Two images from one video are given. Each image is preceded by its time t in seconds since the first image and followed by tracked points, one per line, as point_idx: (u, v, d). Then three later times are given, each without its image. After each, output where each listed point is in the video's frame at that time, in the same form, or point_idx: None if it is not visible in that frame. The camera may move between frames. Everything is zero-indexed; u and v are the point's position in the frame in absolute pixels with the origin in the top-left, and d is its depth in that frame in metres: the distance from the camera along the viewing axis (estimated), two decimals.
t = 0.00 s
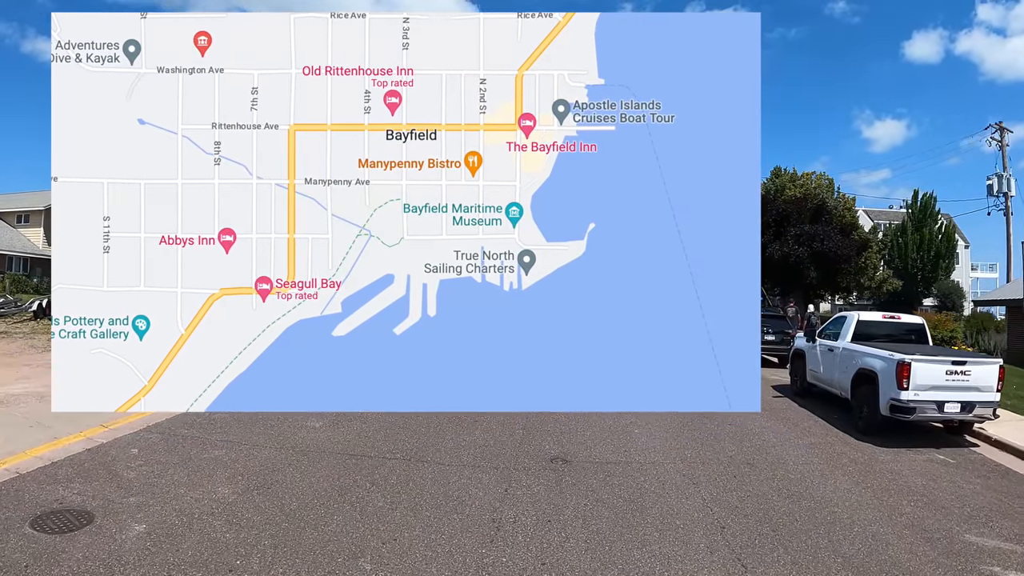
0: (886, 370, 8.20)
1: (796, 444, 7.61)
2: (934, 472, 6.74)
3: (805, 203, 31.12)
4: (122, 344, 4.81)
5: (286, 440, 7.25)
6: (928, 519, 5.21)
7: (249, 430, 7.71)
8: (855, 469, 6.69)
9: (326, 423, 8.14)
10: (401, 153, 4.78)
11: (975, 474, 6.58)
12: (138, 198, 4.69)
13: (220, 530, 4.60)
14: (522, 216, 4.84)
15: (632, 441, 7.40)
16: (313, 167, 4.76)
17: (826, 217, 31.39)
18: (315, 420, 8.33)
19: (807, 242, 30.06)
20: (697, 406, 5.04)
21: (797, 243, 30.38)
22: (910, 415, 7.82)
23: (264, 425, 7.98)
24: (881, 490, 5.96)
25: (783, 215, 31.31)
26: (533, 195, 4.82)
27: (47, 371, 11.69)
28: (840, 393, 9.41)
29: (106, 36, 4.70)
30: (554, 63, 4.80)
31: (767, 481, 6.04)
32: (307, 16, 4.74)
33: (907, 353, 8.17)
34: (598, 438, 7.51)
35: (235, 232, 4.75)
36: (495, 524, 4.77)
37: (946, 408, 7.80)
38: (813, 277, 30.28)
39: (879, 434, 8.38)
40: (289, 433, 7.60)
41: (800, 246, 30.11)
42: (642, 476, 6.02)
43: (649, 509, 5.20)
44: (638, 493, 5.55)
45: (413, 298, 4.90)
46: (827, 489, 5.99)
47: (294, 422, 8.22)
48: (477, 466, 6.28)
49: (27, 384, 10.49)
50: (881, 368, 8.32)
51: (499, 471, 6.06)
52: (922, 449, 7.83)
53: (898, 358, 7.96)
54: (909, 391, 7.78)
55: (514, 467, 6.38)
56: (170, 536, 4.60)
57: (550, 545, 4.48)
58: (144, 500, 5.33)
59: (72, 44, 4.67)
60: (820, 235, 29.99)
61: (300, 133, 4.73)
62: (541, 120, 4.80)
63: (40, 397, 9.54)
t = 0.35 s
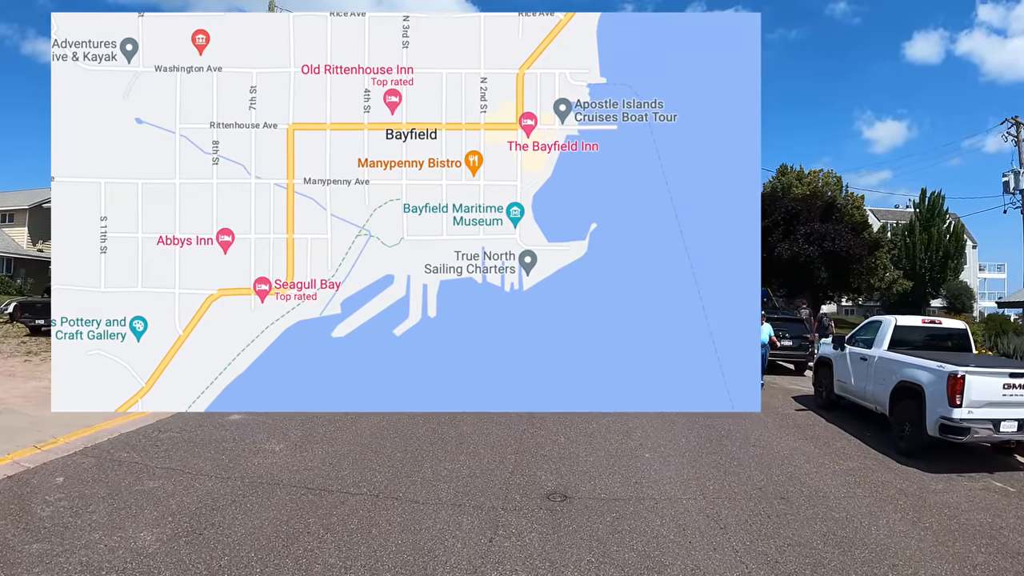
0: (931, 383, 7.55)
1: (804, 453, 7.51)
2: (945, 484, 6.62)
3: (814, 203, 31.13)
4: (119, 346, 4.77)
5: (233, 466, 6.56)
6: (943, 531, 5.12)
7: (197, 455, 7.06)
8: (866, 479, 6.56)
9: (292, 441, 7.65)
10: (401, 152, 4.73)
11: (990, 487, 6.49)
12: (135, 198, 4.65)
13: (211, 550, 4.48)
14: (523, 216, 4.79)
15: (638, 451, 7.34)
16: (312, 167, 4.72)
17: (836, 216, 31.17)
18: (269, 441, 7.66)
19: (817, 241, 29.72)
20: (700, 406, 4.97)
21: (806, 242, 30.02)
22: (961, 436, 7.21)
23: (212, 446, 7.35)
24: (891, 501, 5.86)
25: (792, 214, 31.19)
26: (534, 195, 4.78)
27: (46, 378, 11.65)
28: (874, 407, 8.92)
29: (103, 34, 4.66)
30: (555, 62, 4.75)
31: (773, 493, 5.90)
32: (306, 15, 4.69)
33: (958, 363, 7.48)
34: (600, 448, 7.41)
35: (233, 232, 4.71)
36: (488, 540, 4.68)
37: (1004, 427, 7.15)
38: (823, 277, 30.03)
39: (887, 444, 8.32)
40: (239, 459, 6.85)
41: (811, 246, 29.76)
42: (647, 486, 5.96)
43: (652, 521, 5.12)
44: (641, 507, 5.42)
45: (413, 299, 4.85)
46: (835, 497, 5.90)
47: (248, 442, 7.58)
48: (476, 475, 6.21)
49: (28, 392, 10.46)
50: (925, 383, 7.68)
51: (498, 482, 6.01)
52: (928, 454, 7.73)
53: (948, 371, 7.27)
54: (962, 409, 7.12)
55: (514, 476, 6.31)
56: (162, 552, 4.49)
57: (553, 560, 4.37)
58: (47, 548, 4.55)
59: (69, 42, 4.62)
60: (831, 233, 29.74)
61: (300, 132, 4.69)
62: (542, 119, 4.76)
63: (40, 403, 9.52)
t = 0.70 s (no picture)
0: (992, 402, 5.96)
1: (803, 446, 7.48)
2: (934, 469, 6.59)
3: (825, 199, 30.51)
4: (117, 347, 4.73)
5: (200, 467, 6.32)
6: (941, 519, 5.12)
7: (177, 449, 7.05)
8: (864, 471, 6.53)
9: (239, 453, 6.84)
10: (401, 152, 4.69)
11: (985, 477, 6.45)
12: (133, 198, 4.61)
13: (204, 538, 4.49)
14: (524, 216, 4.75)
15: (636, 445, 7.29)
16: (311, 166, 4.67)
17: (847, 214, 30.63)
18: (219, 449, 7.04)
19: (828, 240, 29.12)
20: (703, 406, 4.91)
21: (817, 241, 29.46)
22: None
23: (144, 461, 6.58)
24: (890, 492, 5.84)
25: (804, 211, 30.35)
26: (535, 195, 4.73)
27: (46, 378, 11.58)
28: (876, 410, 8.39)
29: (100, 33, 4.61)
30: (556, 61, 4.71)
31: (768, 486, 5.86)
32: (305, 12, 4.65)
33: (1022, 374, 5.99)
34: (596, 442, 7.36)
35: (232, 233, 4.67)
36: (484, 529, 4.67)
37: None
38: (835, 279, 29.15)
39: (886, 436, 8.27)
40: (221, 453, 6.79)
41: (821, 245, 29.01)
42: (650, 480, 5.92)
43: (649, 511, 5.10)
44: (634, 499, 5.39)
45: (413, 300, 4.81)
46: (832, 487, 5.89)
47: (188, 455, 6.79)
48: (471, 468, 6.21)
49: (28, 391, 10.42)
50: (983, 400, 6.09)
51: (494, 474, 6.02)
52: (915, 457, 7.23)
53: (1015, 386, 5.73)
54: None
55: (512, 466, 6.32)
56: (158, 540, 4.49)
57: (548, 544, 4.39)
58: (8, 541, 4.43)
59: (65, 41, 4.58)
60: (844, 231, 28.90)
61: (299, 131, 4.64)
62: (544, 118, 4.71)
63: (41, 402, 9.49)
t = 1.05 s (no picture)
0: None
1: (810, 456, 7.43)
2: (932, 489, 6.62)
3: (835, 197, 29.98)
4: (114, 348, 4.69)
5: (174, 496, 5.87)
6: (948, 530, 5.15)
7: (176, 457, 7.06)
8: (869, 479, 6.52)
9: (220, 468, 6.62)
10: (400, 151, 4.64)
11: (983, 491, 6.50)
12: (130, 198, 4.57)
13: (206, 547, 4.53)
14: (525, 216, 4.70)
15: (636, 452, 7.27)
16: (310, 166, 4.63)
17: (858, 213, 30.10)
18: (160, 481, 6.18)
19: (839, 239, 28.55)
20: (705, 406, 4.85)
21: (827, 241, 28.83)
22: None
23: (97, 491, 5.84)
24: (892, 500, 5.85)
25: (814, 210, 29.90)
26: (536, 194, 4.68)
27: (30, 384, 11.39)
28: (917, 427, 7.61)
29: (98, 31, 4.57)
30: (558, 59, 4.66)
31: (771, 500, 5.89)
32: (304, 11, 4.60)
33: None
34: (597, 453, 7.35)
35: (230, 234, 4.62)
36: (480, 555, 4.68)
37: None
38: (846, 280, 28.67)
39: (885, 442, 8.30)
40: (219, 463, 6.79)
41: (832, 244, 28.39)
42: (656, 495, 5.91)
43: (652, 528, 5.08)
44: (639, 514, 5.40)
45: (414, 300, 4.76)
46: (829, 497, 5.87)
47: (122, 488, 5.95)
48: (471, 477, 6.20)
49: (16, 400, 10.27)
50: None
51: (493, 482, 6.04)
52: (964, 484, 6.51)
53: None
54: None
55: (510, 476, 6.31)
56: (157, 550, 4.47)
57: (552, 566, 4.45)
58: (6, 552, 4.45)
59: (62, 39, 4.53)
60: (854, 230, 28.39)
61: (297, 130, 4.60)
62: (545, 117, 4.67)
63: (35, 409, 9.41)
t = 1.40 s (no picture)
0: None
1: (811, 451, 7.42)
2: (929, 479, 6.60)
3: (846, 197, 29.78)
4: (110, 350, 4.64)
5: (125, 521, 5.03)
6: (947, 526, 5.16)
7: (173, 456, 7.05)
8: (868, 480, 6.50)
9: (217, 466, 6.61)
10: (400, 151, 4.59)
11: (983, 486, 6.46)
12: (127, 198, 4.53)
13: (201, 546, 4.51)
14: (526, 217, 4.65)
15: (636, 452, 7.23)
16: (310, 165, 4.58)
17: (868, 212, 29.60)
18: (85, 519, 5.08)
19: (851, 239, 27.98)
20: (707, 406, 4.81)
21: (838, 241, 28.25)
22: None
23: (92, 491, 5.81)
24: (893, 501, 5.82)
25: (824, 208, 29.55)
26: (537, 194, 4.64)
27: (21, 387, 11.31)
28: (964, 451, 6.65)
29: (95, 29, 4.53)
30: (559, 59, 4.61)
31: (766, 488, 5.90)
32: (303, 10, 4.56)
33: None
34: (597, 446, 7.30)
35: (229, 234, 4.59)
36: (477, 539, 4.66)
37: None
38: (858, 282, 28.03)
39: (887, 446, 8.28)
40: (216, 462, 6.76)
41: (843, 244, 27.84)
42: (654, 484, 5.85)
43: (650, 519, 5.07)
44: (638, 504, 5.38)
45: (414, 301, 4.72)
46: (828, 496, 5.85)
47: (120, 487, 5.95)
48: (470, 477, 6.18)
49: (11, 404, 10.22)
50: None
51: (493, 483, 6.01)
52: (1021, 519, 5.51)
53: None
54: None
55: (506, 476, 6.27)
56: (153, 550, 4.47)
57: (547, 553, 4.42)
58: None
59: (59, 37, 4.49)
60: (866, 230, 27.77)
61: (296, 129, 4.56)
62: (547, 117, 4.62)
63: (33, 413, 9.38)
